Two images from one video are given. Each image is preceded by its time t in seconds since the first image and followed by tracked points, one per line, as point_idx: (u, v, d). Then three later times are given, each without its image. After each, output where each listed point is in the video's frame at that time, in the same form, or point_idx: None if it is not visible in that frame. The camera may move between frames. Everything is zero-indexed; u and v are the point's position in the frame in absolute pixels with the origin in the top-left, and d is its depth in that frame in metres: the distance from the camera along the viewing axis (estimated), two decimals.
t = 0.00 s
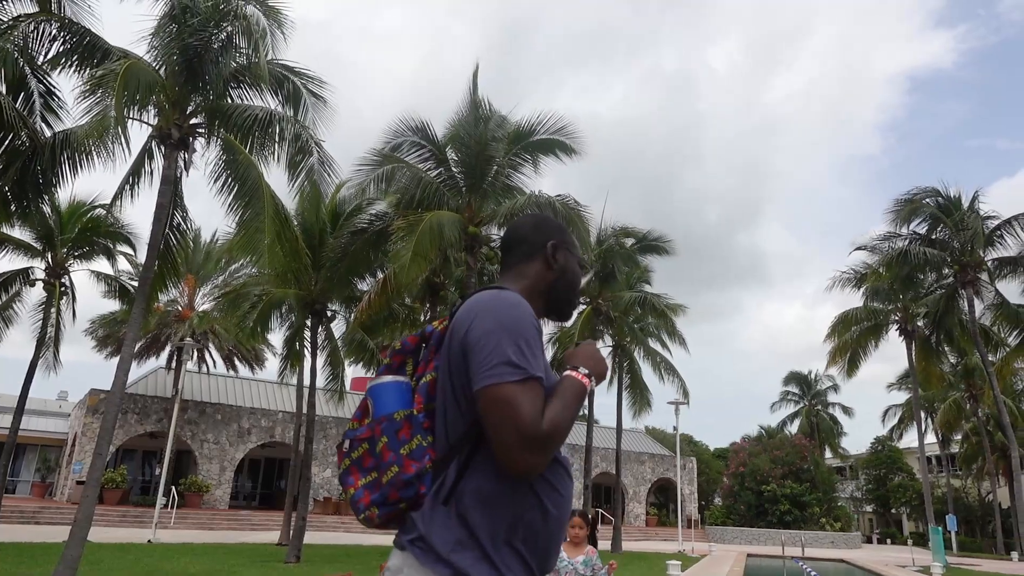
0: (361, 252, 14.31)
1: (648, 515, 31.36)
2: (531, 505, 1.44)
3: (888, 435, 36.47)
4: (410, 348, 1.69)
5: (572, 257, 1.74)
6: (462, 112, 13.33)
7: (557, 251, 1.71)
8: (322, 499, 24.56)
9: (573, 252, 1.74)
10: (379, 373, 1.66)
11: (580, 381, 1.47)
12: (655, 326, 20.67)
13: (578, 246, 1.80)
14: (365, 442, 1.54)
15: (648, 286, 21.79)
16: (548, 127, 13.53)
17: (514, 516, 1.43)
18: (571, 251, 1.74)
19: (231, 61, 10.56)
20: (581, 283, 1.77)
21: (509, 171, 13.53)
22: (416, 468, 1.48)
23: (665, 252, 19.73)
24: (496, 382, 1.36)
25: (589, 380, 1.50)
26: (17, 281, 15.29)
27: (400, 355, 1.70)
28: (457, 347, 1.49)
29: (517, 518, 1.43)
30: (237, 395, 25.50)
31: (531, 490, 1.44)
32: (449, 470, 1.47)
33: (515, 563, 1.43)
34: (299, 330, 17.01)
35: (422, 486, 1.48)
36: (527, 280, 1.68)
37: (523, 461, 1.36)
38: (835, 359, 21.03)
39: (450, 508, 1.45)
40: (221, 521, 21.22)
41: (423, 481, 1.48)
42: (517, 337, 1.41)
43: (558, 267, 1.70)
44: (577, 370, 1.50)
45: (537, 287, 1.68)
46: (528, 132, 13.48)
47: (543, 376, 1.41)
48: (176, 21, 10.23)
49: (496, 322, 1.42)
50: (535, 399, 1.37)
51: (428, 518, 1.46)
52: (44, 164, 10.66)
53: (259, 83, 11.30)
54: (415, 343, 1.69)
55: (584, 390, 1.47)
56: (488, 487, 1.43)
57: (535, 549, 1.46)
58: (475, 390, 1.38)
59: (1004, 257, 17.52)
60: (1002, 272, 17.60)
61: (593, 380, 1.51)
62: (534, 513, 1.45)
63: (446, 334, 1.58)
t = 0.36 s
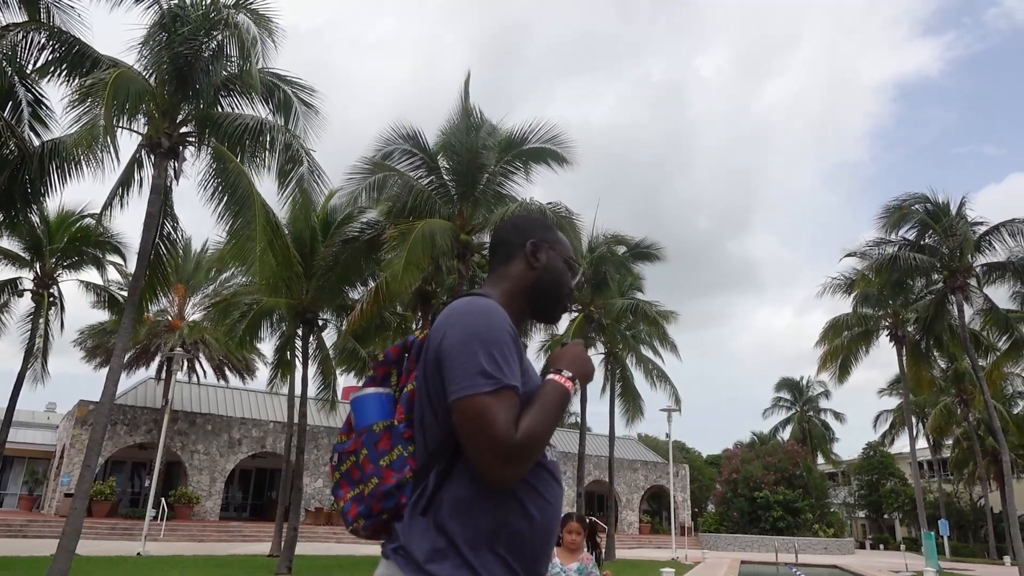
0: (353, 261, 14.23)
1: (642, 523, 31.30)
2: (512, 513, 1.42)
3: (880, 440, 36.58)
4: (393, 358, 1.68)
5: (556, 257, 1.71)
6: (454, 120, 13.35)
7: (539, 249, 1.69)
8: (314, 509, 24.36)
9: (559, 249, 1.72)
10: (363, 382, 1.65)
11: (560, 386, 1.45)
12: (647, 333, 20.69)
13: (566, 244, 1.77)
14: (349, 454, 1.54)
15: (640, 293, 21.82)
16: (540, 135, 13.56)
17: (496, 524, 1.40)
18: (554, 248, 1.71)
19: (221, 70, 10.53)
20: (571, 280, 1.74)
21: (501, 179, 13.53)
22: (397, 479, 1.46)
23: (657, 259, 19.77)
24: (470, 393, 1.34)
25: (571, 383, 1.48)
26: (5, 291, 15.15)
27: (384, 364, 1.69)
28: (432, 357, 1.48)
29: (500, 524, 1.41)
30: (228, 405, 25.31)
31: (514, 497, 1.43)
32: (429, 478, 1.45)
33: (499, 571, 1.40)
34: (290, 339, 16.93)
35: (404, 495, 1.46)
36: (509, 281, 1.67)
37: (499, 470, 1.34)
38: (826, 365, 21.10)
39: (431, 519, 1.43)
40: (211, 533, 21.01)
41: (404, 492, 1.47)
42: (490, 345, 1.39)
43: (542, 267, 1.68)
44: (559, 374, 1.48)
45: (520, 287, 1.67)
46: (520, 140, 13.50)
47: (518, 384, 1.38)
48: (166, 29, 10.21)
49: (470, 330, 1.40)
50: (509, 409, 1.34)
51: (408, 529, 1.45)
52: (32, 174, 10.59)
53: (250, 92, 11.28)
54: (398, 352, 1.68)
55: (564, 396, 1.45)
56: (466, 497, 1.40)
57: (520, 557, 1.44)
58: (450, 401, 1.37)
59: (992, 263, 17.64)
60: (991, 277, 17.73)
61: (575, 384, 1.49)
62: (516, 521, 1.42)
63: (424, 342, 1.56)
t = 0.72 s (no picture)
0: (346, 266, 14.18)
1: (635, 529, 31.24)
2: (498, 516, 1.38)
3: (872, 446, 36.70)
4: (385, 368, 1.69)
5: (546, 260, 1.69)
6: (448, 126, 13.36)
7: (526, 254, 1.68)
8: (306, 516, 24.22)
9: (548, 252, 1.70)
10: (357, 395, 1.69)
11: (543, 387, 1.44)
12: (640, 339, 20.71)
13: (559, 246, 1.75)
14: (344, 467, 1.58)
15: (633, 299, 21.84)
16: (534, 142, 13.59)
17: (482, 528, 1.37)
18: (543, 252, 1.69)
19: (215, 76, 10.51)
20: (561, 284, 1.72)
21: (494, 184, 13.56)
22: (387, 489, 1.50)
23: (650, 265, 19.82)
24: (443, 398, 1.33)
25: (555, 385, 1.46)
26: None
27: (378, 375, 1.70)
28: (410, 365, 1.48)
29: (487, 530, 1.37)
30: (220, 411, 25.18)
31: (500, 500, 1.39)
32: (417, 484, 1.44)
33: None
34: (283, 344, 16.87)
35: (394, 505, 1.50)
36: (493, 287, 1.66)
37: (475, 475, 1.33)
38: (819, 370, 21.16)
39: (419, 525, 1.42)
40: (202, 540, 20.85)
41: (395, 501, 1.50)
42: (460, 351, 1.38)
43: (528, 270, 1.67)
44: (543, 374, 1.47)
45: (504, 292, 1.67)
46: (513, 147, 13.52)
47: (491, 388, 1.37)
48: (159, 34, 10.22)
49: (441, 336, 1.40)
50: (482, 413, 1.33)
51: (398, 537, 1.46)
52: (23, 178, 10.53)
53: (243, 97, 11.27)
54: (389, 363, 1.69)
55: (546, 398, 1.43)
56: (449, 502, 1.39)
57: (513, 561, 1.40)
58: (425, 408, 1.36)
59: (983, 269, 17.75)
60: (981, 283, 17.84)
61: (560, 385, 1.47)
62: (503, 524, 1.38)
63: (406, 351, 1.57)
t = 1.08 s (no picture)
0: (344, 269, 14.16)
1: (632, 534, 31.17)
2: (508, 524, 1.37)
3: (869, 452, 36.69)
4: (392, 371, 1.66)
5: (561, 275, 1.71)
6: (446, 129, 13.35)
7: (548, 268, 1.67)
8: (303, 519, 24.17)
9: (566, 269, 1.71)
10: (361, 396, 1.66)
11: (555, 397, 1.44)
12: (638, 344, 20.68)
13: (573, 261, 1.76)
14: (350, 468, 1.53)
15: (631, 303, 21.82)
16: (533, 145, 13.59)
17: (490, 537, 1.36)
18: (561, 267, 1.70)
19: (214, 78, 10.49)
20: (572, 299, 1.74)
21: (493, 189, 13.57)
22: (394, 494, 1.47)
23: (648, 270, 19.81)
24: (459, 404, 1.31)
25: (565, 395, 1.46)
26: None
27: (384, 378, 1.67)
28: (423, 370, 1.46)
29: (496, 538, 1.36)
30: (217, 413, 25.12)
31: (511, 510, 1.38)
32: (425, 490, 1.42)
33: None
34: (280, 347, 16.86)
35: (401, 510, 1.47)
36: (511, 294, 1.65)
37: (490, 484, 1.32)
38: (817, 375, 21.16)
39: (428, 532, 1.39)
40: (199, 543, 20.78)
41: (402, 507, 1.47)
42: (478, 357, 1.37)
43: (546, 283, 1.67)
44: (554, 384, 1.47)
45: (523, 301, 1.66)
46: (511, 150, 13.53)
47: (508, 396, 1.35)
48: (159, 37, 10.23)
49: (460, 341, 1.39)
50: (498, 422, 1.32)
51: (405, 543, 1.43)
52: (22, 180, 10.52)
53: (242, 99, 11.26)
54: (396, 365, 1.66)
55: (557, 409, 1.43)
56: (461, 509, 1.37)
57: (521, 569, 1.39)
58: (440, 414, 1.34)
59: (981, 275, 17.78)
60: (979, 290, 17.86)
61: (570, 395, 1.48)
62: (512, 533, 1.38)
63: (418, 355, 1.55)
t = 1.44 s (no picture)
0: (348, 273, 14.19)
1: (635, 539, 31.09)
2: (537, 531, 1.40)
3: (873, 458, 36.56)
4: (410, 370, 1.65)
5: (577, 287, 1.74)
6: (450, 133, 13.38)
7: (566, 279, 1.71)
8: (305, 523, 24.15)
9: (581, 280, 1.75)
10: (375, 394, 1.63)
11: (582, 406, 1.47)
12: (641, 349, 20.66)
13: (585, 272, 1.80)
14: (366, 467, 1.50)
15: (635, 308, 21.81)
16: (536, 149, 13.61)
17: (517, 544, 1.38)
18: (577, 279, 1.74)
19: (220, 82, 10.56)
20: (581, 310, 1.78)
21: (497, 193, 13.59)
22: (419, 496, 1.45)
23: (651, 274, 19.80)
24: (505, 409, 1.33)
25: (589, 405, 1.49)
26: None
27: (401, 375, 1.66)
28: (460, 371, 1.46)
29: (523, 546, 1.38)
30: (219, 417, 25.14)
31: (536, 518, 1.41)
32: (454, 495, 1.43)
33: None
34: (283, 351, 16.88)
35: (425, 513, 1.45)
36: (533, 298, 1.66)
37: (530, 489, 1.34)
38: (820, 381, 21.12)
39: (457, 535, 1.40)
40: (200, 547, 20.78)
41: (426, 510, 1.46)
42: (524, 364, 1.39)
43: (563, 293, 1.71)
44: (578, 394, 1.49)
45: (543, 309, 1.67)
46: (515, 155, 13.55)
47: (550, 404, 1.38)
48: (165, 41, 10.30)
49: (506, 346, 1.40)
50: (542, 428, 1.35)
51: (429, 545, 1.43)
52: (28, 183, 10.58)
53: (247, 103, 11.31)
54: (416, 364, 1.66)
55: (585, 418, 1.47)
56: (495, 514, 1.38)
57: None
58: (483, 417, 1.36)
59: (985, 281, 17.75)
60: (983, 296, 17.82)
61: (593, 406, 1.51)
62: (539, 541, 1.40)
63: (450, 356, 1.54)
